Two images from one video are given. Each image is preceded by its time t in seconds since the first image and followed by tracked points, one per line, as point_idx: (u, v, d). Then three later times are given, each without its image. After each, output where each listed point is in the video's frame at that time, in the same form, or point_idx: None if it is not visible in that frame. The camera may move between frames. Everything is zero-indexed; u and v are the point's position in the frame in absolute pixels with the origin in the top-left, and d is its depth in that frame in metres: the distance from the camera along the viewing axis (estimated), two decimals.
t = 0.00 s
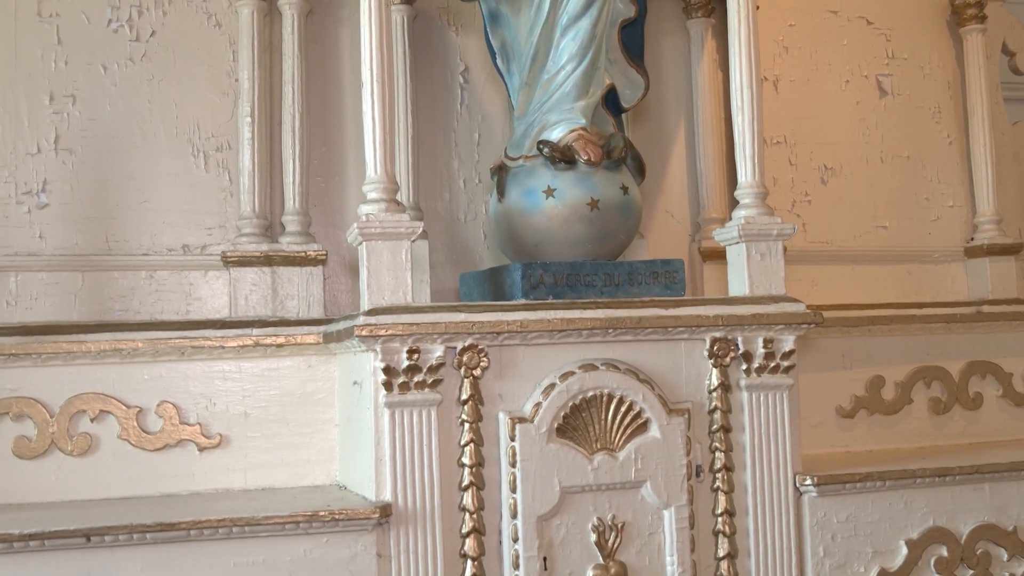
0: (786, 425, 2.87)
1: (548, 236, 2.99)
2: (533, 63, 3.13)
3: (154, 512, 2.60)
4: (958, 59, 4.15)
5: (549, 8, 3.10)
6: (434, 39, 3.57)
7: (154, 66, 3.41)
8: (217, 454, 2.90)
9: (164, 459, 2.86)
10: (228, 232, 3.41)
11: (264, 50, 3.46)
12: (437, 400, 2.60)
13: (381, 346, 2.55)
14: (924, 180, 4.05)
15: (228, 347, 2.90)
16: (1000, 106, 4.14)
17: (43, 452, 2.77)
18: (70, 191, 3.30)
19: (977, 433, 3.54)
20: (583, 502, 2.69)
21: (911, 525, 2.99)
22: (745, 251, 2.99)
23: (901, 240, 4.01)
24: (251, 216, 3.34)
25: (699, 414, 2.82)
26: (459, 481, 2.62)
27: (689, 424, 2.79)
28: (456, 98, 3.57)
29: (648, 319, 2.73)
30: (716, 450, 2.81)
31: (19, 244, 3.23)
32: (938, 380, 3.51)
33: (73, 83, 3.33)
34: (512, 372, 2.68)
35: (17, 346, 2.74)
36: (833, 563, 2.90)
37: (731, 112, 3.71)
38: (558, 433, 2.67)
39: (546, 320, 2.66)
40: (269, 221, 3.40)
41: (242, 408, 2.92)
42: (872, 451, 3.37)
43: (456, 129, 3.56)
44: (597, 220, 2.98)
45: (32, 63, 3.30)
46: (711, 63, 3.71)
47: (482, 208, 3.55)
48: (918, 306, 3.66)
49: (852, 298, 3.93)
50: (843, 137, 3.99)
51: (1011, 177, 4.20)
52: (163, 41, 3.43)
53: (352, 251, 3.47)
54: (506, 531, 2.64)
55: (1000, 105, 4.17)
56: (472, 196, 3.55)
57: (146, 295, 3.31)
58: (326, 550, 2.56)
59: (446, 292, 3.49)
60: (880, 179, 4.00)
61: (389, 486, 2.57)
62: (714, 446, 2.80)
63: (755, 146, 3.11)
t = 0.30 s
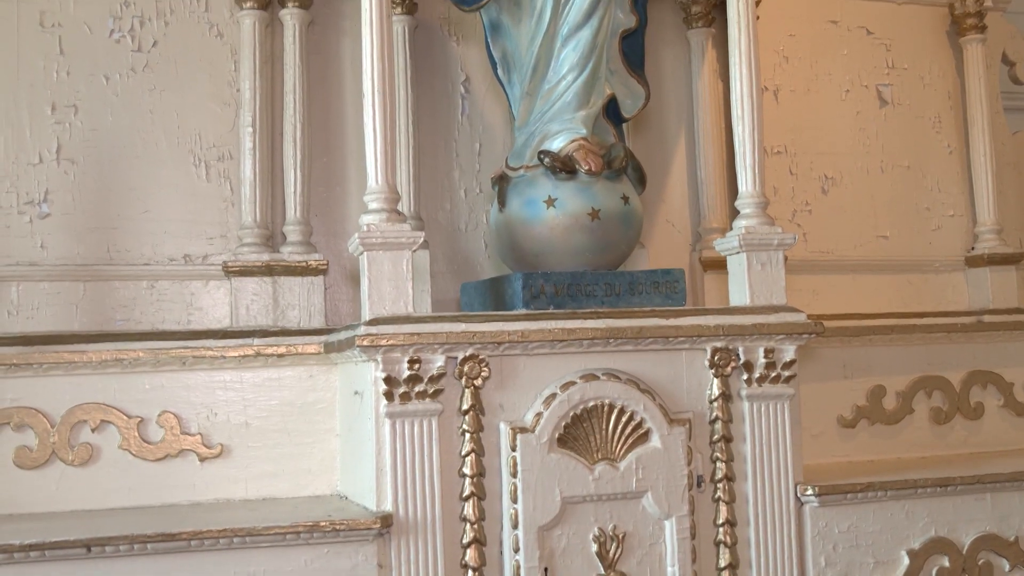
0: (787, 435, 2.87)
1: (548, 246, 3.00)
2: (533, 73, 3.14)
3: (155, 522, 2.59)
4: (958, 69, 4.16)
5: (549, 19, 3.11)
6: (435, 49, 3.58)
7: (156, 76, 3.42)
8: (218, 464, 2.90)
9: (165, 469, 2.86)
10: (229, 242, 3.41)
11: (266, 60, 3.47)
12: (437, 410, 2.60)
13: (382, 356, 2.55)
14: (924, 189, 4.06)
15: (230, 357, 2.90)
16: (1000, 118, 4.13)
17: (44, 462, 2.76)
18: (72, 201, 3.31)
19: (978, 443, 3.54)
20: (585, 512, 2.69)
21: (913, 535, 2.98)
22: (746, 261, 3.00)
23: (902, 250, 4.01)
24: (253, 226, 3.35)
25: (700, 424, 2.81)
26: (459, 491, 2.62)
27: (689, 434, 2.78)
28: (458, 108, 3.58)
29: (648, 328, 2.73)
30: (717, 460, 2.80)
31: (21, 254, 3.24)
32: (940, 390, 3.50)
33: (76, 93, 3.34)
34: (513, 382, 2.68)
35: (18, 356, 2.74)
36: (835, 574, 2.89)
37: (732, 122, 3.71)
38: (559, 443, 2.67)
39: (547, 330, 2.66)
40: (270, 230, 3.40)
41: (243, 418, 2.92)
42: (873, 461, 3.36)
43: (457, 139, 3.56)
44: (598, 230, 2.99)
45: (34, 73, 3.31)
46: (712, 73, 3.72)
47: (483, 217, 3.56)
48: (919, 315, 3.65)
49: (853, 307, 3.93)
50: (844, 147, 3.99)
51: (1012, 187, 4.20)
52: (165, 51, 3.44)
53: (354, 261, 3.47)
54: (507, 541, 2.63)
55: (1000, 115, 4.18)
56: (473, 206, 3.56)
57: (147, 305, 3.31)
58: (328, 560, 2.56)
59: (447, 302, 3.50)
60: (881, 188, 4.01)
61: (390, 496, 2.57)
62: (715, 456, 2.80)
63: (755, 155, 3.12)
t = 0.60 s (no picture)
0: (788, 456, 2.87)
1: (549, 267, 3.00)
2: (533, 95, 3.16)
3: (154, 544, 2.58)
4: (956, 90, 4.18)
5: (550, 41, 3.12)
6: (436, 70, 3.60)
7: (159, 97, 3.43)
8: (218, 485, 2.89)
9: (165, 490, 2.85)
10: (230, 262, 3.42)
11: (268, 81, 3.48)
12: (437, 431, 2.60)
13: (382, 377, 2.55)
14: (924, 209, 4.07)
15: (230, 378, 2.90)
16: (999, 138, 4.14)
17: (44, 483, 2.76)
18: (74, 221, 3.32)
19: (979, 464, 3.53)
20: (585, 533, 2.68)
21: (914, 556, 2.97)
22: (746, 282, 3.00)
23: (902, 270, 4.01)
24: (254, 246, 3.35)
25: (700, 445, 2.81)
26: (460, 512, 2.61)
27: (690, 455, 2.78)
28: (458, 129, 3.59)
29: (648, 349, 2.73)
30: (718, 481, 2.80)
31: (22, 274, 3.25)
32: (940, 410, 3.50)
33: (78, 114, 3.36)
34: (513, 403, 2.68)
35: (18, 378, 2.73)
36: None
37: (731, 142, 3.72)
38: (560, 464, 2.67)
39: (547, 351, 2.66)
40: (271, 251, 3.41)
41: (243, 439, 2.92)
42: (874, 482, 3.35)
43: (458, 159, 3.58)
44: (598, 251, 2.99)
45: (37, 95, 3.33)
46: (711, 94, 3.74)
47: (483, 237, 3.56)
48: (919, 336, 3.65)
49: (853, 327, 3.93)
50: (843, 167, 4.01)
51: (1012, 207, 4.21)
52: (167, 72, 3.46)
53: (355, 282, 3.48)
54: (507, 563, 2.62)
55: (999, 135, 4.19)
56: (473, 226, 3.56)
57: (148, 326, 3.32)
58: None
59: (448, 323, 3.50)
60: (881, 208, 4.02)
61: (390, 518, 2.56)
62: (716, 477, 2.80)
63: (755, 176, 3.13)
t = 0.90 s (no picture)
0: (789, 486, 2.86)
1: (549, 297, 3.01)
2: (533, 126, 3.17)
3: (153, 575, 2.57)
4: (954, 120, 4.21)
5: (550, 72, 3.14)
6: (436, 101, 3.63)
7: (161, 128, 3.46)
8: (217, 516, 2.88)
9: (164, 521, 2.84)
10: (231, 292, 3.43)
11: (270, 112, 3.50)
12: (437, 461, 2.60)
13: (382, 408, 2.55)
14: (923, 238, 4.08)
15: (230, 408, 2.90)
16: (997, 168, 4.16)
17: (42, 514, 2.75)
18: (76, 251, 3.33)
19: (981, 493, 3.52)
20: (585, 564, 2.67)
21: None
22: (746, 312, 3.01)
23: (901, 299, 4.02)
24: (255, 276, 3.36)
25: (701, 475, 2.80)
26: (460, 543, 2.61)
27: (690, 486, 2.77)
28: (458, 159, 3.61)
29: (649, 380, 2.73)
30: (718, 511, 2.79)
31: (23, 304, 3.26)
32: (941, 440, 3.49)
33: (81, 145, 3.39)
34: (513, 433, 2.67)
35: (18, 408, 2.73)
36: None
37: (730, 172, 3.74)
38: (560, 495, 2.66)
39: (547, 381, 2.66)
40: (271, 281, 3.42)
41: (243, 469, 2.92)
42: (875, 512, 3.34)
43: (458, 189, 3.60)
44: (598, 281, 3.00)
45: (40, 126, 3.36)
46: (710, 124, 3.76)
47: (483, 266, 3.57)
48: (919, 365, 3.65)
49: (852, 356, 3.94)
50: (842, 196, 4.02)
51: (1011, 236, 4.22)
52: (169, 103, 3.48)
53: (355, 311, 3.49)
54: None
55: (997, 164, 4.21)
56: (473, 256, 3.57)
57: (148, 355, 3.32)
58: None
59: (448, 352, 3.51)
60: (880, 237, 4.03)
61: (390, 549, 2.54)
62: (716, 508, 2.79)
63: (755, 206, 3.14)
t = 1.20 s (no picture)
0: (789, 520, 2.85)
1: (549, 330, 3.02)
2: (533, 160, 3.19)
3: None
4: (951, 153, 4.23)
5: (550, 107, 3.17)
6: (437, 136, 3.66)
7: (163, 163, 3.48)
8: (216, 550, 2.87)
9: (162, 555, 2.82)
10: (231, 325, 3.43)
11: (271, 146, 3.53)
12: (437, 495, 2.59)
13: (382, 442, 2.54)
14: (921, 271, 4.09)
15: (230, 442, 2.89)
16: (995, 201, 4.18)
17: (41, 549, 2.73)
18: (77, 285, 3.34)
19: (982, 527, 3.51)
20: None
21: None
22: (745, 345, 3.02)
23: (901, 332, 4.03)
24: (255, 309, 3.36)
25: (701, 510, 2.79)
26: None
27: (691, 520, 2.76)
28: (458, 193, 3.63)
29: (648, 414, 2.72)
30: (718, 546, 2.77)
31: (24, 337, 3.27)
32: (942, 473, 3.49)
33: (83, 179, 3.41)
34: (513, 468, 2.67)
35: (18, 442, 2.72)
36: None
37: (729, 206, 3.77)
38: (559, 529, 2.66)
39: (546, 415, 2.65)
40: (272, 313, 3.42)
41: (242, 503, 2.91)
42: (876, 547, 3.33)
43: (458, 223, 3.61)
44: (598, 314, 3.01)
45: (42, 161, 3.38)
46: (709, 158, 3.79)
47: (483, 300, 3.58)
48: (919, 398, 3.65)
49: (852, 389, 3.94)
50: (840, 230, 4.04)
51: (1010, 269, 4.23)
52: (171, 137, 3.51)
53: (355, 344, 3.49)
54: None
55: (995, 198, 4.23)
56: (473, 289, 3.58)
57: (148, 389, 3.33)
58: None
59: (448, 386, 3.51)
60: (878, 270, 4.05)
61: None
62: (716, 542, 2.78)
63: (754, 240, 3.15)
